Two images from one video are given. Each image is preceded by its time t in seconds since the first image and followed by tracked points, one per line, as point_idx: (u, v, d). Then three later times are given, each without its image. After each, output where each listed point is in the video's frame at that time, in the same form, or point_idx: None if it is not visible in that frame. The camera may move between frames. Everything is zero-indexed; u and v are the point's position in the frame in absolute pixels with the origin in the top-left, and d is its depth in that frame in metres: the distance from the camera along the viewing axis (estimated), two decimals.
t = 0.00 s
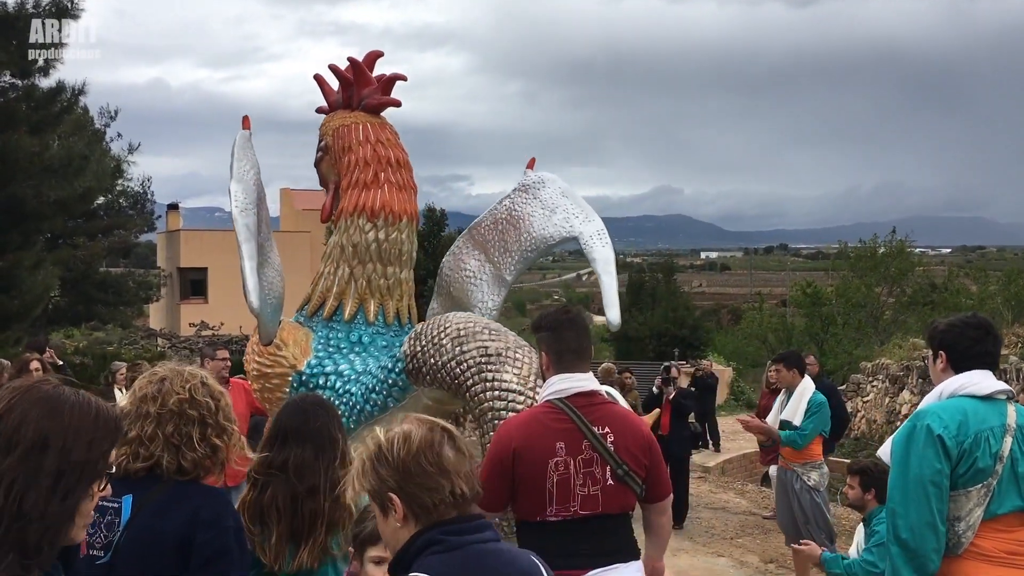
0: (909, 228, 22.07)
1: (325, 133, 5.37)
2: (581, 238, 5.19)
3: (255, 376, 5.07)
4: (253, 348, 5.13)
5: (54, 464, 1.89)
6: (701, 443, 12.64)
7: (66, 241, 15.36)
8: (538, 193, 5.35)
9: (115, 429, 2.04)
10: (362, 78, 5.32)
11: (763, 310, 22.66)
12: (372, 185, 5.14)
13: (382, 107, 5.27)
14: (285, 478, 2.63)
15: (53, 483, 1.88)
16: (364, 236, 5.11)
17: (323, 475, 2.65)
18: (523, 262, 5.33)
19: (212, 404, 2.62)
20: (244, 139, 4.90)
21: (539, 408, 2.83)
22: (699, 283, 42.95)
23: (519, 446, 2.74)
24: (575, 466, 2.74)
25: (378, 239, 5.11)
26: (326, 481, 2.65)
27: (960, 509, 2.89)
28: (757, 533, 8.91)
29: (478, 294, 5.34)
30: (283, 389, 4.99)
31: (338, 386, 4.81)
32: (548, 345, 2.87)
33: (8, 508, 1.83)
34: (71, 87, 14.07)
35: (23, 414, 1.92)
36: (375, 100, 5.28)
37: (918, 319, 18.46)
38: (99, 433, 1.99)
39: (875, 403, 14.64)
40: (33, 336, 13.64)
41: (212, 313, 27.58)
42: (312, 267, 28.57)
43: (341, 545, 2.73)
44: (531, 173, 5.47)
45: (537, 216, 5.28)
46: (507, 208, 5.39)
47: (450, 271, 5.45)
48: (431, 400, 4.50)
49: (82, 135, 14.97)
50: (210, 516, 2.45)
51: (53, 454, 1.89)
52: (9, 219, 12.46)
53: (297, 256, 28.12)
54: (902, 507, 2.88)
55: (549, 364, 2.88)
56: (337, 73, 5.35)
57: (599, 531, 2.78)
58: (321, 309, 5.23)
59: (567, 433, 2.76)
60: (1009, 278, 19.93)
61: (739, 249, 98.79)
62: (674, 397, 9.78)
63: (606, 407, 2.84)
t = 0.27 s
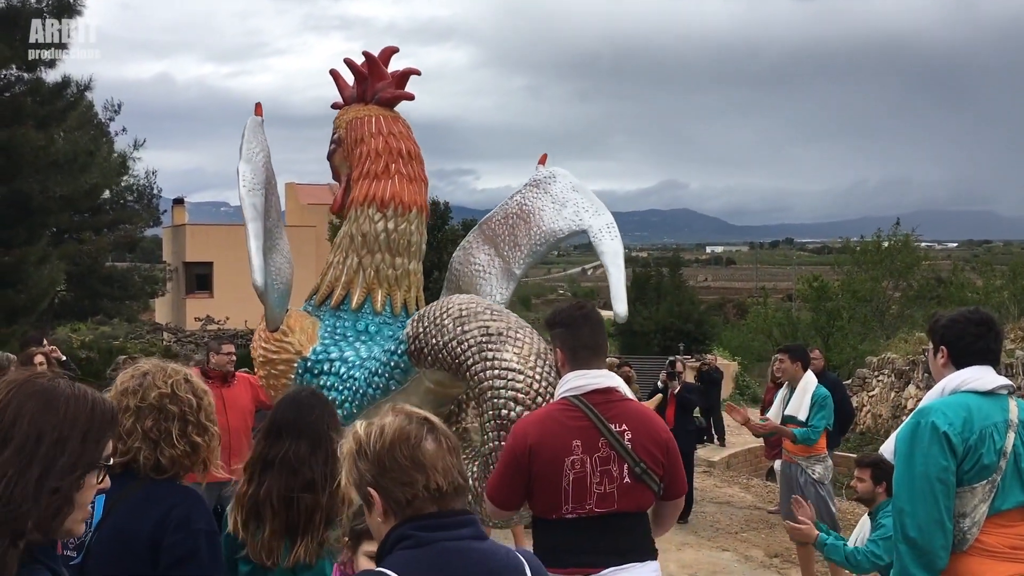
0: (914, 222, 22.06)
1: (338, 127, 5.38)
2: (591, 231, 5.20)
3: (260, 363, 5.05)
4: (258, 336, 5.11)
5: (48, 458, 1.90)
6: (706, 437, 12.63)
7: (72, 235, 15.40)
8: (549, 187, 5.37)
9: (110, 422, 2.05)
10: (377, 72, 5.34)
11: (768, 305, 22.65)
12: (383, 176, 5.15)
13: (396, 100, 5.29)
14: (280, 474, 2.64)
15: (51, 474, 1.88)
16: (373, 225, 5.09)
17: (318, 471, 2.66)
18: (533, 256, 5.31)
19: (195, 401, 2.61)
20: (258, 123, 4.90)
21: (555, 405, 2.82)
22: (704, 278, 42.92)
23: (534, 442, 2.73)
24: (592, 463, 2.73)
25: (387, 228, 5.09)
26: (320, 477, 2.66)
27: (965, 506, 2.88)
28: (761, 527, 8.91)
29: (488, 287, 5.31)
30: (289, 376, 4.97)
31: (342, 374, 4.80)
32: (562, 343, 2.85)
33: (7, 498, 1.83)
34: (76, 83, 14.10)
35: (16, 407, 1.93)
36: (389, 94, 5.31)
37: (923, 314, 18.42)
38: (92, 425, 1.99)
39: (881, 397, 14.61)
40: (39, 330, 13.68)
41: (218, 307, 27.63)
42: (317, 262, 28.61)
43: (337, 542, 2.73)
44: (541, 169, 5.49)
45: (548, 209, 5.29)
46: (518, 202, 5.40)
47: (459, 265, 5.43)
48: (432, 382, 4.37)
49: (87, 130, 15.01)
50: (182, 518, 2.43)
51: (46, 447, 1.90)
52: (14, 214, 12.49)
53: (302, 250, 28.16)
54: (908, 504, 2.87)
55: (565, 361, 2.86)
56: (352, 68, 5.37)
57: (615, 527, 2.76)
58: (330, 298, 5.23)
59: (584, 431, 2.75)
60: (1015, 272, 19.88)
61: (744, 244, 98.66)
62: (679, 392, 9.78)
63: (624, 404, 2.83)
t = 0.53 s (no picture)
0: (922, 218, 22.00)
1: (353, 123, 5.39)
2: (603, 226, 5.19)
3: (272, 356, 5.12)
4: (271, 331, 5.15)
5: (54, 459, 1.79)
6: (713, 433, 12.63)
7: (80, 232, 15.44)
8: (563, 182, 5.37)
9: (117, 417, 1.92)
10: (392, 69, 5.37)
11: (775, 301, 22.63)
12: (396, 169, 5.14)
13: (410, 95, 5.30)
14: (285, 469, 2.66)
15: (59, 478, 1.78)
16: (386, 219, 5.09)
17: (323, 467, 2.67)
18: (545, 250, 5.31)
19: (186, 391, 2.60)
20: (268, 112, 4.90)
21: (578, 402, 2.82)
22: (712, 273, 42.86)
23: (556, 441, 2.74)
24: (617, 460, 2.73)
25: (399, 222, 5.09)
26: (325, 473, 2.67)
27: (975, 504, 2.88)
28: (768, 524, 8.91)
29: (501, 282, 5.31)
30: (299, 368, 5.03)
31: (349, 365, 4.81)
32: (583, 340, 2.86)
33: (15, 505, 1.73)
34: (84, 79, 14.14)
35: (19, 405, 1.80)
36: (403, 89, 5.32)
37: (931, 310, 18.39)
38: (99, 421, 1.86)
39: (888, 393, 14.59)
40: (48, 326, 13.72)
41: (225, 303, 27.69)
42: (324, 257, 28.65)
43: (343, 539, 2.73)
44: (555, 165, 5.50)
45: (561, 204, 5.29)
46: (531, 198, 5.41)
47: (473, 261, 5.43)
48: (439, 370, 4.39)
49: (95, 127, 15.05)
50: (174, 514, 2.44)
51: (51, 447, 1.79)
52: (22, 211, 12.53)
53: (309, 246, 28.20)
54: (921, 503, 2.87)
55: (587, 359, 2.87)
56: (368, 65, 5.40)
57: (641, 527, 2.78)
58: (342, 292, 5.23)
59: (608, 428, 2.75)
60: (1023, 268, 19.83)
61: (751, 240, 98.49)
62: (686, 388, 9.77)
63: (647, 400, 2.84)
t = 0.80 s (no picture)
0: (930, 215, 21.93)
1: (373, 123, 5.41)
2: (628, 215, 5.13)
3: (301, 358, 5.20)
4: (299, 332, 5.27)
5: (57, 455, 1.80)
6: (721, 431, 12.62)
7: (90, 229, 15.52)
8: (586, 174, 5.36)
9: (121, 413, 1.94)
10: (410, 68, 5.38)
11: (783, 298, 22.60)
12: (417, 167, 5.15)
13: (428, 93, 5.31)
14: (293, 466, 2.66)
15: (62, 476, 1.79)
16: (409, 217, 5.11)
17: (333, 462, 2.68)
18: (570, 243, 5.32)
19: (195, 383, 2.62)
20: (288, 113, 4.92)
21: (595, 405, 2.83)
22: (720, 270, 42.78)
23: (575, 447, 2.74)
24: (636, 462, 2.74)
25: (421, 219, 5.10)
26: (335, 469, 2.68)
27: (988, 503, 2.87)
28: (776, 521, 8.90)
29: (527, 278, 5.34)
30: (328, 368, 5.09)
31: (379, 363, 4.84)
32: (596, 342, 2.87)
33: (18, 502, 1.74)
34: (93, 78, 14.22)
35: (23, 403, 1.82)
36: (422, 87, 5.33)
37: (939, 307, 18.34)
38: (103, 417, 1.88)
39: (897, 391, 14.56)
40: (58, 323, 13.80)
41: (234, 300, 27.77)
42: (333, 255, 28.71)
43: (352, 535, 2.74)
44: (579, 157, 5.49)
45: (584, 196, 5.28)
46: (555, 191, 5.41)
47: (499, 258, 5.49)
48: (469, 364, 4.39)
49: (104, 125, 15.13)
50: (199, 511, 2.41)
51: (54, 443, 1.80)
52: (32, 209, 12.60)
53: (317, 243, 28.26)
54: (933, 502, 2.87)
55: (602, 362, 2.87)
56: (386, 65, 5.41)
57: (661, 528, 2.78)
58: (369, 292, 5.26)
59: (626, 430, 2.76)
60: None
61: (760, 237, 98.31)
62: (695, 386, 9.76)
63: (664, 402, 2.84)
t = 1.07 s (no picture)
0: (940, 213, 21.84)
1: (393, 131, 5.41)
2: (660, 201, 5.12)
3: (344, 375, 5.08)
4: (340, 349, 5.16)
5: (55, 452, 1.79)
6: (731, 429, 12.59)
7: (98, 227, 15.57)
8: (613, 163, 5.35)
9: (120, 408, 1.93)
10: (426, 71, 5.38)
11: (792, 296, 22.55)
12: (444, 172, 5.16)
13: (447, 95, 5.32)
14: (302, 464, 2.66)
15: (61, 470, 1.77)
16: (441, 224, 5.10)
17: (344, 459, 2.68)
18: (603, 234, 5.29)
19: (208, 378, 2.61)
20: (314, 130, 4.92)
21: (606, 396, 2.81)
22: (729, 269, 42.67)
23: (589, 440, 2.72)
24: (650, 453, 2.72)
25: (457, 225, 5.10)
26: (346, 467, 2.68)
27: (1001, 501, 2.85)
28: (786, 520, 8.88)
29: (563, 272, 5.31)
30: (375, 384, 4.99)
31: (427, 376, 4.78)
32: (606, 335, 2.86)
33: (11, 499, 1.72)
34: (102, 77, 14.27)
35: (19, 401, 1.81)
36: (439, 90, 5.34)
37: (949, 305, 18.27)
38: (101, 413, 1.87)
39: (907, 389, 14.51)
40: (67, 321, 13.85)
41: (242, 299, 27.83)
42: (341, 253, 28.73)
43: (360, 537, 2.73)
44: (605, 146, 5.48)
45: (614, 185, 5.26)
46: (584, 183, 5.39)
47: (532, 253, 5.45)
48: (519, 371, 4.37)
49: (113, 124, 15.18)
50: (210, 507, 2.43)
51: (51, 439, 1.79)
52: (40, 207, 12.64)
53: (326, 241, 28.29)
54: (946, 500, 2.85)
55: (610, 355, 2.86)
56: (401, 71, 5.42)
57: (670, 526, 2.77)
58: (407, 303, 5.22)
59: (639, 421, 2.74)
60: None
61: (769, 236, 98.09)
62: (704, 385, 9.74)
63: (675, 392, 2.83)
